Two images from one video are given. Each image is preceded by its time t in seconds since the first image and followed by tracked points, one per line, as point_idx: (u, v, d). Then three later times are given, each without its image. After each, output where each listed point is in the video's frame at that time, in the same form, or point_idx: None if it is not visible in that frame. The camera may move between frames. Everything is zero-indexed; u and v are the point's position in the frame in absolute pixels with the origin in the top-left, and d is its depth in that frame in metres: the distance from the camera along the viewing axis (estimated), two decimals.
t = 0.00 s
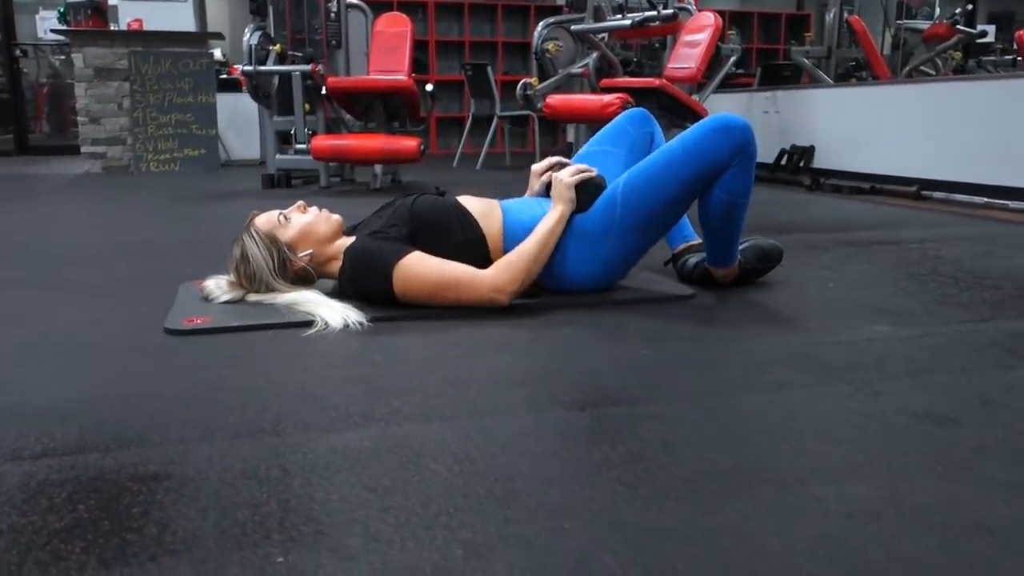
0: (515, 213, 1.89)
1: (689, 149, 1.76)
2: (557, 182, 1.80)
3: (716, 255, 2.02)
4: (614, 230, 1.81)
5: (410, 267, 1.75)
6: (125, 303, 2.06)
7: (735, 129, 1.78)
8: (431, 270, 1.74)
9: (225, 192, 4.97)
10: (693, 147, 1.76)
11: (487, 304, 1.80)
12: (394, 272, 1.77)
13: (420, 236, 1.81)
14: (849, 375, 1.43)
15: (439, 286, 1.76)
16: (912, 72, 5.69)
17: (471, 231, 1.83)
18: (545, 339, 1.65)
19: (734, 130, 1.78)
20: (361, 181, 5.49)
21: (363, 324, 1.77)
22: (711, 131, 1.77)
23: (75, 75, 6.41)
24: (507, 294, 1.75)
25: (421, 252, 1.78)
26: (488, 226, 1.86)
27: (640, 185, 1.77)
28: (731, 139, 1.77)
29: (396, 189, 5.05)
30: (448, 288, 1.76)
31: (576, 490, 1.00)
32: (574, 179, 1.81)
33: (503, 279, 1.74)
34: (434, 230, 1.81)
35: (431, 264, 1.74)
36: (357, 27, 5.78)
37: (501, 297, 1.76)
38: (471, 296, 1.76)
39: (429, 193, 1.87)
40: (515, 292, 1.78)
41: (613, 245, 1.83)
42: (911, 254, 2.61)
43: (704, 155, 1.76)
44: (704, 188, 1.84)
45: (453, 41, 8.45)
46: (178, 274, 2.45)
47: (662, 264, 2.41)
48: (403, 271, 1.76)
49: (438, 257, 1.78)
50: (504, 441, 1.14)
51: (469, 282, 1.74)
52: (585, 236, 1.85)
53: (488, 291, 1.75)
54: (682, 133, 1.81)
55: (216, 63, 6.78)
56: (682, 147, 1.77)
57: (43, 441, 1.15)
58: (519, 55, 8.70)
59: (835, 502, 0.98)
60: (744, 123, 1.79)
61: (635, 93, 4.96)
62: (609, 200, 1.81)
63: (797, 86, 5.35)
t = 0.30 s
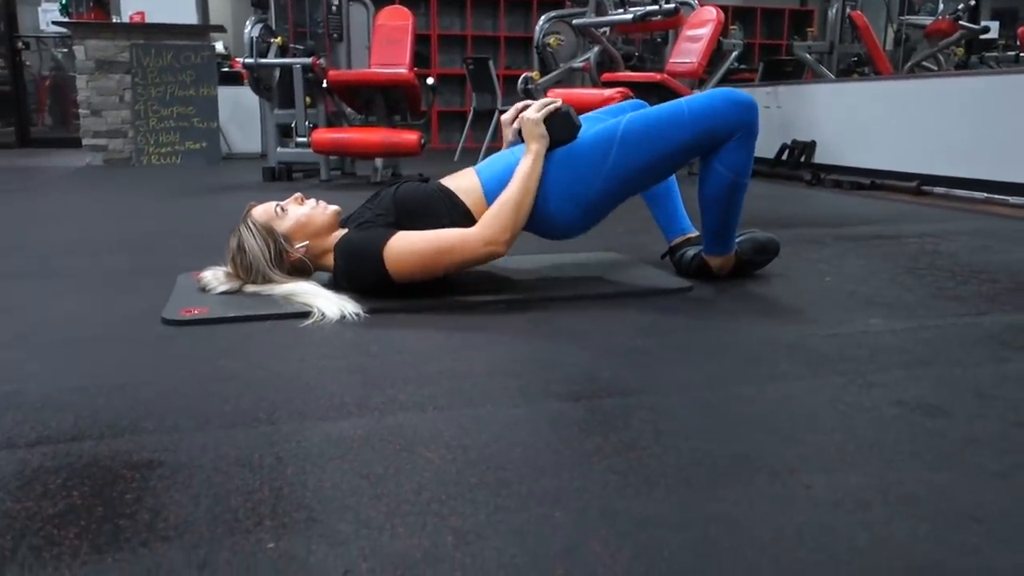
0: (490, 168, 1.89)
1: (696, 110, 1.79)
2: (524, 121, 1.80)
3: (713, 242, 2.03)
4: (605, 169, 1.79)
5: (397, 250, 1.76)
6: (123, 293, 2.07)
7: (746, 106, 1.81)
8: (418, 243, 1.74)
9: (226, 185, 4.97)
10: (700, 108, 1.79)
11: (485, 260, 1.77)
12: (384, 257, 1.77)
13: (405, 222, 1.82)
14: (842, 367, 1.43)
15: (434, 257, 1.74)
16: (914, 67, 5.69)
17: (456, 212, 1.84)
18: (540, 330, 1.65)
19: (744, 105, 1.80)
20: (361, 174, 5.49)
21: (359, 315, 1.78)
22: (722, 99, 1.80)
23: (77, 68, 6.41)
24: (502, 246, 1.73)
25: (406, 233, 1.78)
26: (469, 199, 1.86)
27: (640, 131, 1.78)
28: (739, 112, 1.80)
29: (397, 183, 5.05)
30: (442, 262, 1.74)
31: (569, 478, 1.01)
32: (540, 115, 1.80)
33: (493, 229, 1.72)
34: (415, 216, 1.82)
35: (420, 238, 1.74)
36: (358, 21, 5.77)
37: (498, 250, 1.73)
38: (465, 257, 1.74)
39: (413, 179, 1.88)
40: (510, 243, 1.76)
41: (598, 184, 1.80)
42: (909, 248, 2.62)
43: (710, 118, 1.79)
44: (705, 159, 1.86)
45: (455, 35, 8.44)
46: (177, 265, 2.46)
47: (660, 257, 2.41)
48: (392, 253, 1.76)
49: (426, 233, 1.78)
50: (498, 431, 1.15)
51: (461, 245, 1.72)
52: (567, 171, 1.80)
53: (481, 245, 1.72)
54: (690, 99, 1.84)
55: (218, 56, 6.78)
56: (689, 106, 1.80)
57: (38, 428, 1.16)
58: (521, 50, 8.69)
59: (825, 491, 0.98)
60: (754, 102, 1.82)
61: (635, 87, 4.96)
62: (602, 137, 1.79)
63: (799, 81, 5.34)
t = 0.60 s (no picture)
0: (494, 170, 1.89)
1: (693, 110, 1.77)
2: (530, 124, 1.79)
3: (713, 238, 2.02)
4: (605, 174, 1.80)
5: (397, 246, 1.75)
6: (123, 285, 2.07)
7: (744, 102, 1.79)
8: (421, 242, 1.73)
9: (227, 178, 4.97)
10: (697, 108, 1.77)
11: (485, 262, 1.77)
12: (385, 252, 1.77)
13: (408, 216, 1.82)
14: (841, 363, 1.43)
15: (435, 253, 1.73)
16: (918, 64, 5.67)
17: (459, 208, 1.84)
18: (538, 324, 1.65)
19: (741, 102, 1.78)
20: (363, 168, 5.49)
21: (358, 309, 1.77)
22: (719, 97, 1.78)
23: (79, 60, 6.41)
24: (503, 248, 1.73)
25: (407, 229, 1.78)
26: (473, 198, 1.85)
27: (637, 135, 1.78)
28: (737, 109, 1.78)
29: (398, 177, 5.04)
30: (444, 258, 1.74)
31: (565, 472, 1.01)
32: (547, 119, 1.80)
33: (496, 231, 1.72)
34: (417, 209, 1.82)
35: (421, 237, 1.73)
36: (360, 14, 5.76)
37: (499, 252, 1.73)
38: (467, 257, 1.74)
39: (415, 174, 1.88)
40: (512, 246, 1.76)
41: (599, 190, 1.81)
42: (911, 245, 2.61)
43: (707, 118, 1.77)
44: (705, 157, 1.84)
45: (458, 29, 8.42)
46: (176, 258, 2.46)
47: (660, 253, 2.41)
48: (395, 246, 1.75)
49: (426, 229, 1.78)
50: (494, 424, 1.15)
51: (462, 244, 1.72)
52: (569, 178, 1.81)
53: (483, 246, 1.72)
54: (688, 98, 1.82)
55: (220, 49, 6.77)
56: (687, 107, 1.79)
57: (35, 419, 1.16)
58: (524, 44, 8.68)
59: (819, 487, 0.98)
60: (752, 98, 1.80)
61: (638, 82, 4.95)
62: (602, 143, 1.80)
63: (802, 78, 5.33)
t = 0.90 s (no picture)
0: (515, 193, 1.88)
1: (684, 129, 1.73)
2: (558, 163, 1.82)
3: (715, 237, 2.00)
4: (612, 209, 1.80)
5: (409, 248, 1.75)
6: (124, 281, 2.07)
7: (733, 107, 1.73)
8: (434, 250, 1.74)
9: (229, 173, 4.97)
10: (688, 126, 1.73)
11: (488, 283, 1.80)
12: (393, 250, 1.76)
13: (421, 217, 1.81)
14: (844, 358, 1.42)
15: (444, 262, 1.75)
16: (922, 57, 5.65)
17: (470, 214, 1.83)
18: (540, 320, 1.65)
19: (731, 107, 1.73)
20: (365, 163, 5.48)
21: (360, 304, 1.77)
22: (706, 108, 1.73)
23: (81, 55, 6.41)
24: (509, 273, 1.76)
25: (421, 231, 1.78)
26: (488, 209, 1.85)
27: (636, 166, 1.76)
28: (728, 117, 1.72)
29: (400, 171, 5.04)
30: (450, 270, 1.76)
31: (565, 468, 1.01)
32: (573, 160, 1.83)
33: (504, 257, 1.74)
34: (433, 211, 1.81)
35: (436, 243, 1.74)
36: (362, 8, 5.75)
37: (503, 277, 1.76)
38: (472, 274, 1.77)
39: (430, 174, 1.87)
40: (517, 271, 1.78)
41: (611, 224, 1.82)
42: (914, 239, 2.60)
43: (699, 133, 1.73)
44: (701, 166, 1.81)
45: (461, 23, 8.40)
46: (178, 253, 2.46)
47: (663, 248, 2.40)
48: (406, 248, 1.75)
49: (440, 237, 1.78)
50: (495, 420, 1.15)
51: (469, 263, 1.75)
52: (584, 217, 1.83)
53: (489, 271, 1.75)
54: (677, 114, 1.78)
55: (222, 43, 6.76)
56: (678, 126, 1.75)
57: (35, 415, 1.16)
58: (526, 38, 8.66)
59: (821, 483, 0.98)
60: (741, 100, 1.74)
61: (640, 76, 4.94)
62: (606, 182, 1.80)
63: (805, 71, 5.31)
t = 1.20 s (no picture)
0: (493, 152, 1.87)
1: (698, 93, 1.77)
2: (526, 101, 1.77)
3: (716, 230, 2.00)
4: (606, 148, 1.77)
5: (403, 233, 1.75)
6: (127, 274, 2.07)
7: (749, 90, 1.78)
8: (427, 227, 1.72)
9: (233, 167, 4.97)
10: (702, 92, 1.77)
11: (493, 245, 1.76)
12: (391, 238, 1.76)
13: (412, 203, 1.82)
14: (847, 351, 1.42)
15: (442, 239, 1.73)
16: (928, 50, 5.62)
17: (462, 192, 1.83)
18: (542, 312, 1.64)
19: (747, 91, 1.78)
20: (369, 157, 5.48)
21: (361, 297, 1.77)
22: (724, 84, 1.77)
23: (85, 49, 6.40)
24: (509, 229, 1.71)
25: (412, 215, 1.78)
26: (474, 180, 1.84)
27: (641, 113, 1.76)
28: (741, 97, 1.77)
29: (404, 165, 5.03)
30: (452, 241, 1.73)
31: (567, 461, 1.00)
32: (542, 96, 1.77)
33: (501, 214, 1.70)
34: (422, 196, 1.81)
35: (425, 220, 1.73)
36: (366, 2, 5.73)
37: (506, 234, 1.71)
38: (475, 241, 1.72)
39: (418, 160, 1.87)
40: (517, 226, 1.73)
41: (601, 163, 1.78)
42: (919, 233, 2.59)
43: (713, 104, 1.76)
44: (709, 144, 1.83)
45: (465, 17, 8.38)
46: (182, 246, 2.46)
47: (665, 241, 2.39)
48: (400, 232, 1.75)
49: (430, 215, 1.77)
50: (496, 412, 1.15)
51: (466, 229, 1.71)
52: (571, 152, 1.79)
53: (488, 230, 1.70)
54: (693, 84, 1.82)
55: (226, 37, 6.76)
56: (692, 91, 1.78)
57: (37, 407, 1.16)
58: (531, 32, 8.64)
59: (822, 476, 0.97)
60: (758, 87, 1.79)
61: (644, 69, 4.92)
62: (605, 118, 1.78)
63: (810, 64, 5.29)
